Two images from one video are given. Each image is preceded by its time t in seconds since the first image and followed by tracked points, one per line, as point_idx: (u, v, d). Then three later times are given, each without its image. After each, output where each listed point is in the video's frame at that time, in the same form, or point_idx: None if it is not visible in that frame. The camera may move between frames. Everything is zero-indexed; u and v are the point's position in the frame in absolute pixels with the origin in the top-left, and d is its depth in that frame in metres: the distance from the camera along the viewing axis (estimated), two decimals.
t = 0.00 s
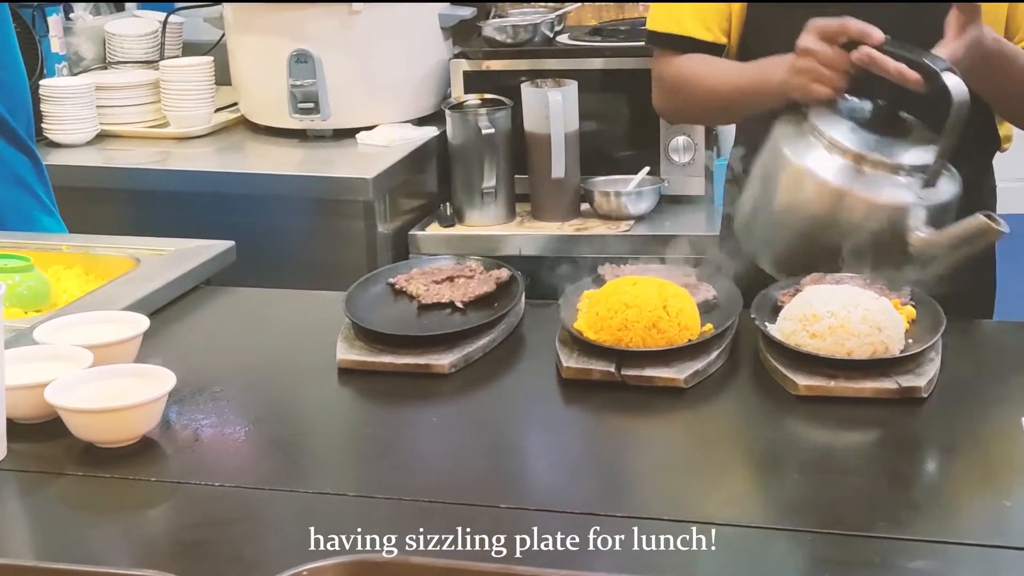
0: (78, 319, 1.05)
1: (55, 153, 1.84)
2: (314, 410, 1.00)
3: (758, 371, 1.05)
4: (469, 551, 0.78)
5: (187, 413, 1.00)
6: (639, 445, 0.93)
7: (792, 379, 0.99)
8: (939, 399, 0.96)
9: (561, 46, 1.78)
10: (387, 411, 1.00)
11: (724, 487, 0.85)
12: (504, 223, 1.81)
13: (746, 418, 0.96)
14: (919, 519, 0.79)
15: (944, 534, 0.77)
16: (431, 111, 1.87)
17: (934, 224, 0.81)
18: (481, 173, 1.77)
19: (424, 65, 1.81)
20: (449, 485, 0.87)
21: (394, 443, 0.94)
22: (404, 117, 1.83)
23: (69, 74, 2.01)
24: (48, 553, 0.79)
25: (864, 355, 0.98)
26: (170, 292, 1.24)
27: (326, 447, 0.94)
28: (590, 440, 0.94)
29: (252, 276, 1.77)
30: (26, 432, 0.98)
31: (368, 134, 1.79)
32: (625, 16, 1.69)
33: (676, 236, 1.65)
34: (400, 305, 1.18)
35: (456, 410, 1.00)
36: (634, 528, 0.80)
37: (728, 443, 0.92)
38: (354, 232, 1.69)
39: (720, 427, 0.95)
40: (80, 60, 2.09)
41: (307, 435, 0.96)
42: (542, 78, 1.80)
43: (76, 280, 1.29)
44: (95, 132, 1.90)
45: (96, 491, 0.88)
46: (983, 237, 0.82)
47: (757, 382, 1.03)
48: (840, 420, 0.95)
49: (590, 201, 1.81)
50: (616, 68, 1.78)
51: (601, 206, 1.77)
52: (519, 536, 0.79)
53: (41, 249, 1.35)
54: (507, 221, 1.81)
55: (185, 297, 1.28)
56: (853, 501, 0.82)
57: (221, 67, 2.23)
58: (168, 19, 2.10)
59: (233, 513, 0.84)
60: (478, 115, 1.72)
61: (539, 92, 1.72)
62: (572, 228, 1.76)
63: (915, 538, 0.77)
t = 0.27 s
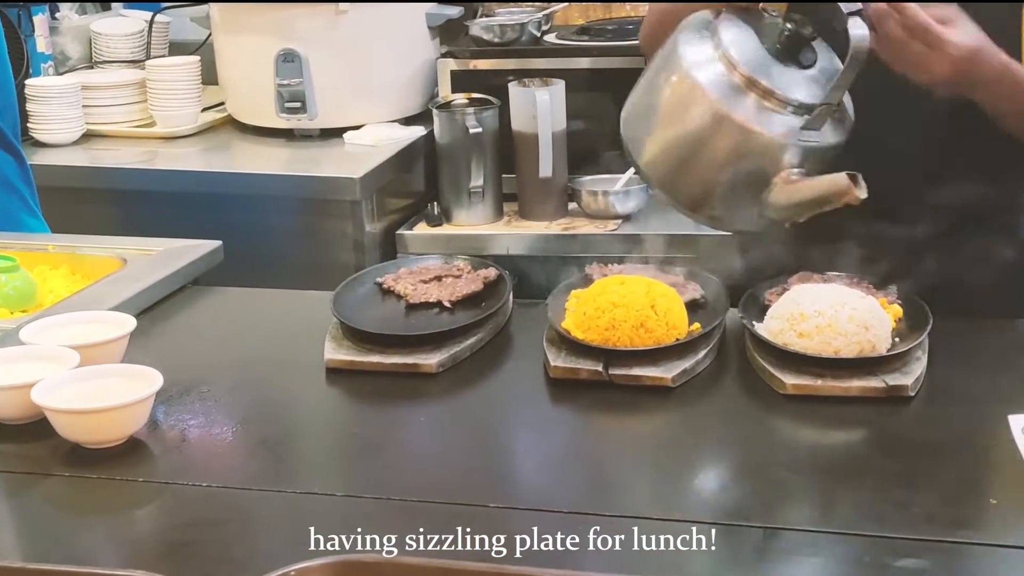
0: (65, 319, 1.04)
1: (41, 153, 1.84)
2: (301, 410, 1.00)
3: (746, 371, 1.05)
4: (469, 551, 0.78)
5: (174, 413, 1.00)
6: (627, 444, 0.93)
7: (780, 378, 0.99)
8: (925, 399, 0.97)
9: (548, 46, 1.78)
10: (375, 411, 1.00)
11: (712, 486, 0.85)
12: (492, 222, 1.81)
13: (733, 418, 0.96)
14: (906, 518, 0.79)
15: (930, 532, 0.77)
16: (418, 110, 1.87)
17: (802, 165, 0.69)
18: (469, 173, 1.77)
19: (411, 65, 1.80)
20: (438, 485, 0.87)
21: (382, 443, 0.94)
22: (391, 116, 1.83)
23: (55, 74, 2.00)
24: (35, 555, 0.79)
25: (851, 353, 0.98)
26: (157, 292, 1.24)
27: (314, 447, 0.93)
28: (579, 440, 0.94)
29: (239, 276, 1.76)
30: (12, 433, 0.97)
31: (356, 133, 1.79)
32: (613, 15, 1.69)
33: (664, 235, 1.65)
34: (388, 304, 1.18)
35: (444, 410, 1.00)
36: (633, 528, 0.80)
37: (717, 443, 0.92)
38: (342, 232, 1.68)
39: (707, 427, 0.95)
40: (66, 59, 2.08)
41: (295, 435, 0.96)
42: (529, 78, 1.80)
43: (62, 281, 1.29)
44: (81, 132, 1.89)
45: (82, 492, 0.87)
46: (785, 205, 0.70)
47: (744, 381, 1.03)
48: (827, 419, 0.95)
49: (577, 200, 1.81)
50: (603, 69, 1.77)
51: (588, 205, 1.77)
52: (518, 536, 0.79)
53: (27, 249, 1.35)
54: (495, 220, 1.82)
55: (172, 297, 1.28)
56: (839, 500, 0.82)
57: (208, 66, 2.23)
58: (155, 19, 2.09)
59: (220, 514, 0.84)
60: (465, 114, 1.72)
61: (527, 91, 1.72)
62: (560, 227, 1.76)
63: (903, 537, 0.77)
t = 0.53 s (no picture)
0: (55, 320, 1.04)
1: (30, 153, 1.83)
2: (293, 410, 1.00)
3: (738, 370, 1.05)
4: (468, 551, 0.78)
5: (165, 413, 0.99)
6: (619, 443, 0.93)
7: (772, 377, 0.99)
8: (916, 397, 0.97)
9: (538, 46, 1.78)
10: (368, 410, 1.00)
11: (705, 485, 0.86)
12: (482, 222, 1.81)
13: (725, 417, 0.96)
14: (898, 516, 0.80)
15: (922, 530, 0.78)
16: (409, 110, 1.87)
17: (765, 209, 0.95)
18: (459, 173, 1.77)
19: (401, 65, 1.80)
20: (430, 484, 0.87)
21: (374, 442, 0.94)
22: (382, 117, 1.83)
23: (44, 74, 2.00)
24: (28, 556, 0.79)
25: (843, 352, 0.99)
26: (147, 292, 1.23)
27: (306, 447, 0.93)
28: (571, 438, 0.94)
29: (230, 276, 1.76)
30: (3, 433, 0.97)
31: (346, 133, 1.79)
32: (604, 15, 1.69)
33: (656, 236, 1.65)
34: (379, 304, 1.18)
35: (437, 409, 1.00)
36: (633, 528, 0.80)
37: (710, 441, 0.92)
38: (332, 232, 1.68)
39: (700, 425, 0.95)
40: (55, 59, 2.08)
41: (288, 434, 0.95)
42: (520, 77, 1.80)
43: (53, 281, 1.29)
44: (71, 132, 1.89)
45: (74, 492, 0.87)
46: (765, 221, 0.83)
47: (736, 380, 1.03)
48: (818, 417, 0.95)
49: (568, 200, 1.82)
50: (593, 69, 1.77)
51: (579, 205, 1.77)
52: (518, 536, 0.79)
53: (16, 249, 1.34)
54: (485, 220, 1.82)
55: (162, 297, 1.27)
56: (832, 498, 0.83)
57: (198, 65, 2.22)
58: (144, 18, 2.08)
59: (212, 514, 0.83)
60: (456, 114, 1.72)
61: (517, 91, 1.72)
62: (551, 227, 1.76)
63: (895, 535, 0.77)
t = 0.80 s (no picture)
0: (42, 322, 1.04)
1: (17, 155, 1.82)
2: (282, 413, 1.00)
3: (727, 371, 1.05)
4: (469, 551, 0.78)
5: (153, 416, 0.99)
6: (608, 445, 0.93)
7: (761, 379, 0.99)
8: (904, 399, 0.97)
9: (527, 48, 1.78)
10: (358, 412, 1.00)
11: (694, 486, 0.86)
12: (472, 224, 1.81)
13: (714, 419, 0.96)
14: (886, 517, 0.80)
15: (911, 532, 0.78)
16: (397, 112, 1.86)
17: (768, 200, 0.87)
18: (449, 175, 1.77)
19: (390, 66, 1.80)
20: (420, 487, 0.87)
21: (364, 445, 0.94)
22: (370, 118, 1.82)
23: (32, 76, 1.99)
24: (16, 560, 0.78)
25: (831, 354, 0.99)
26: (135, 294, 1.23)
27: (294, 449, 0.93)
28: (560, 440, 0.94)
29: (219, 279, 1.76)
30: None
31: (335, 135, 1.79)
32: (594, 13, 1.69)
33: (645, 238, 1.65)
34: (368, 306, 1.18)
35: (426, 411, 1.00)
36: (633, 528, 0.80)
37: (699, 443, 0.92)
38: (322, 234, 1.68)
39: (689, 427, 0.95)
40: (43, 61, 2.07)
41: (277, 437, 0.95)
42: (509, 79, 1.80)
43: (40, 283, 1.28)
44: (59, 134, 1.88)
45: (61, 496, 0.87)
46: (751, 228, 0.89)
47: (724, 382, 1.03)
48: (807, 419, 0.95)
49: (557, 202, 1.82)
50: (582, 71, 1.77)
51: (568, 208, 1.77)
52: (518, 536, 0.79)
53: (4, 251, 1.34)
54: (475, 222, 1.82)
55: (150, 299, 1.27)
56: (820, 499, 0.83)
57: (186, 67, 2.21)
58: (132, 20, 2.08)
59: (200, 517, 0.83)
60: (445, 116, 1.72)
61: (506, 93, 1.72)
62: (540, 228, 1.76)
63: (883, 536, 0.78)
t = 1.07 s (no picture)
0: (30, 327, 1.03)
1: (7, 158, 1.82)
2: (271, 417, 1.00)
3: (715, 376, 1.05)
4: (470, 551, 0.79)
5: (141, 421, 0.99)
6: (597, 450, 0.93)
7: (749, 383, 0.99)
8: (892, 403, 0.98)
9: (516, 52, 1.78)
10: (346, 417, 1.00)
11: (683, 491, 0.86)
12: (461, 228, 1.81)
13: (703, 423, 0.96)
14: (874, 521, 0.80)
15: (899, 536, 0.78)
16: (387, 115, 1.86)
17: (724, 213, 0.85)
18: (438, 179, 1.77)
19: (380, 69, 1.80)
20: (409, 492, 0.87)
21: (353, 449, 0.94)
22: (360, 121, 1.82)
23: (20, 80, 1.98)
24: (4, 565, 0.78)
25: (820, 358, 0.99)
26: (124, 299, 1.23)
27: (283, 454, 0.93)
28: (549, 445, 0.94)
29: (208, 283, 1.75)
30: None
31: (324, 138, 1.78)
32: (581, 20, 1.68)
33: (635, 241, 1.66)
34: (358, 310, 1.18)
35: (415, 416, 1.00)
36: (633, 528, 0.81)
37: (688, 447, 0.92)
38: (311, 237, 1.68)
39: (678, 432, 0.95)
40: (31, 64, 2.06)
41: (266, 442, 0.95)
42: (498, 83, 1.80)
43: (28, 287, 1.28)
44: (47, 137, 1.88)
45: (49, 502, 0.86)
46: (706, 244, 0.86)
47: (713, 386, 1.03)
48: (796, 423, 0.95)
49: (547, 205, 1.82)
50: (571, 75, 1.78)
51: (558, 211, 1.77)
52: (518, 537, 0.80)
53: None
54: (464, 225, 1.82)
55: (139, 304, 1.27)
56: (809, 503, 0.83)
57: (174, 70, 2.21)
58: (121, 23, 2.07)
59: (187, 523, 0.83)
60: (434, 119, 1.72)
61: (495, 97, 1.72)
62: (528, 232, 1.75)
63: (871, 541, 0.78)
